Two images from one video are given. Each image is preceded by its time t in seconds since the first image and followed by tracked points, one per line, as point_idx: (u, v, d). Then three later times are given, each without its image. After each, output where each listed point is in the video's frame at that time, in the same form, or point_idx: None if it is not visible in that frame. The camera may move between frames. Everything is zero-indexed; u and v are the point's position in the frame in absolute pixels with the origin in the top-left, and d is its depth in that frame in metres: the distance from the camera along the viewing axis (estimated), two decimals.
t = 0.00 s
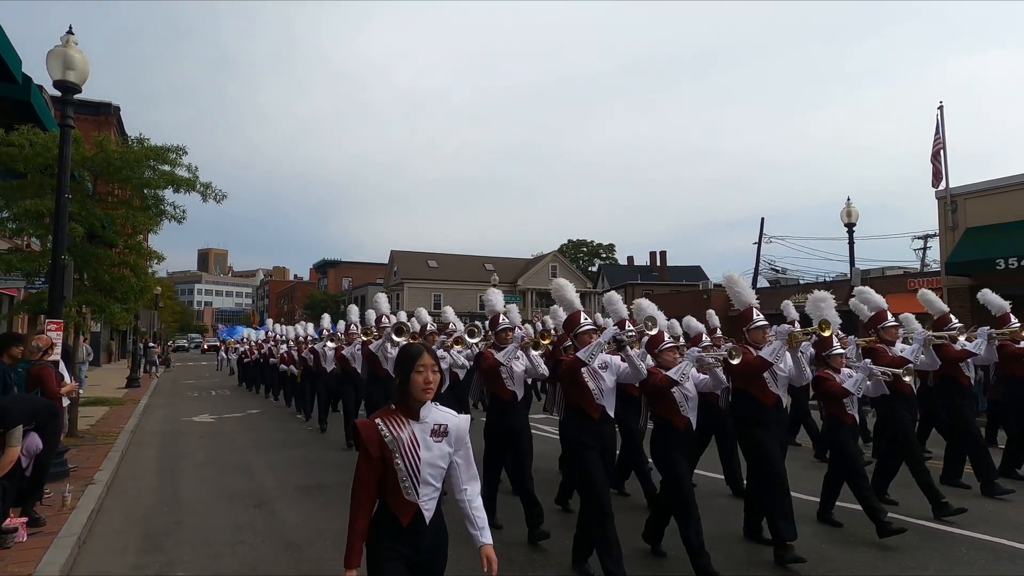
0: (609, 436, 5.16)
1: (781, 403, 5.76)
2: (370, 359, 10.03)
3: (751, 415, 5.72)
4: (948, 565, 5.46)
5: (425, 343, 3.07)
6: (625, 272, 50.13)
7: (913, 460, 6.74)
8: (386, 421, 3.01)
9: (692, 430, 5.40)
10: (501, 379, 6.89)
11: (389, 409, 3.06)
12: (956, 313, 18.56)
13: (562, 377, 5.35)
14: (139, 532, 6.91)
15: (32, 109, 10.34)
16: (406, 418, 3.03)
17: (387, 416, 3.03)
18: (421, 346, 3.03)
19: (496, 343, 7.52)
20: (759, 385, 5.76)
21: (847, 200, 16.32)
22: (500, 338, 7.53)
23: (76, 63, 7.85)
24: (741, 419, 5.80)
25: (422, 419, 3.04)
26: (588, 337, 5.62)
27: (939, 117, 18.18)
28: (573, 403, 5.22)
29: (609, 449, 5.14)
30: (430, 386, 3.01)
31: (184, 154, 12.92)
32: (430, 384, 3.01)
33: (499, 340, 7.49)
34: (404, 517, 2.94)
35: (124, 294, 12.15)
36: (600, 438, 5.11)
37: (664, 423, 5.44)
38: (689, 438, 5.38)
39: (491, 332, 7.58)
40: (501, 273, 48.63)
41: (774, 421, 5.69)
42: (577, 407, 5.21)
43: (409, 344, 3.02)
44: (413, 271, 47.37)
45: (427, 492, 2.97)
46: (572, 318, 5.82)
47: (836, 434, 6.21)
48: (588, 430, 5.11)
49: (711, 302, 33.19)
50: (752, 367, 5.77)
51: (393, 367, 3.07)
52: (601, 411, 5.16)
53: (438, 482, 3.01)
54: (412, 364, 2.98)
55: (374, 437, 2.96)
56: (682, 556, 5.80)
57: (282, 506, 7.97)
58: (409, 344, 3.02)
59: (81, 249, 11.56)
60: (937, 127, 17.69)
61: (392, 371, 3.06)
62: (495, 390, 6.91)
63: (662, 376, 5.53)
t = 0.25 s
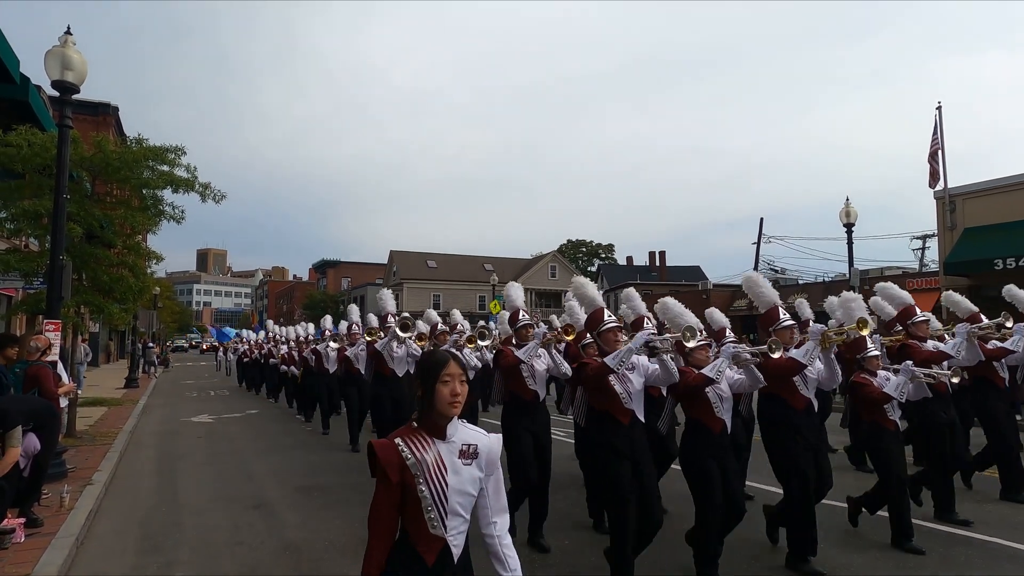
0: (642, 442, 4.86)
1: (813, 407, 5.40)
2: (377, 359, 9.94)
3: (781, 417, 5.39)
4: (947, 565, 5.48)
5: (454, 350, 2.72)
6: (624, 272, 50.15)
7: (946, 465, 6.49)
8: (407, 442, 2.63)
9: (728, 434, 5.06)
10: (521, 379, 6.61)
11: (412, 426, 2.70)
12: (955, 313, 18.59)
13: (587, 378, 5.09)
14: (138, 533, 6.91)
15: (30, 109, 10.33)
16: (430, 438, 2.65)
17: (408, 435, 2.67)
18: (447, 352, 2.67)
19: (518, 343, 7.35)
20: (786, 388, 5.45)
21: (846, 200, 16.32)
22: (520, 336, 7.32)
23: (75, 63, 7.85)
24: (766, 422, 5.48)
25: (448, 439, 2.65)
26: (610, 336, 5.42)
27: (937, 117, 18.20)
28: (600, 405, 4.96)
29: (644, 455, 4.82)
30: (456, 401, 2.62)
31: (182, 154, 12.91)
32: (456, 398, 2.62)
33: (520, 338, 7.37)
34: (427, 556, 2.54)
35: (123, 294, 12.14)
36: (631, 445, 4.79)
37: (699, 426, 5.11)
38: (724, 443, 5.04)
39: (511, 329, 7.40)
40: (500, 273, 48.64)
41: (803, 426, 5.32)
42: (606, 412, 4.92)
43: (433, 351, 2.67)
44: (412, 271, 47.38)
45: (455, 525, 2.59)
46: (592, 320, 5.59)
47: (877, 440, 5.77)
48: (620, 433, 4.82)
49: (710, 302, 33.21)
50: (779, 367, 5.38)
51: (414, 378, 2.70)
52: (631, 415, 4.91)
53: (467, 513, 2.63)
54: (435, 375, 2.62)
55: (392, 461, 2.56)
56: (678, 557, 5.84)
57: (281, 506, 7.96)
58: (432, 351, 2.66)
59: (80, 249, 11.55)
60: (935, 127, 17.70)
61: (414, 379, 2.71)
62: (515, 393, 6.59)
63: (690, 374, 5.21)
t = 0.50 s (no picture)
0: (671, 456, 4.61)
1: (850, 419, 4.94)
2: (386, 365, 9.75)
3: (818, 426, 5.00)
4: (944, 567, 5.51)
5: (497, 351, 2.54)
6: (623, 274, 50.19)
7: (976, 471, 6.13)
8: (447, 456, 2.41)
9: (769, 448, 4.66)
10: (542, 385, 6.50)
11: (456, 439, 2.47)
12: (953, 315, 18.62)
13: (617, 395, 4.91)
14: (136, 535, 6.91)
15: (28, 112, 10.33)
16: (474, 452, 2.44)
17: (447, 448, 2.45)
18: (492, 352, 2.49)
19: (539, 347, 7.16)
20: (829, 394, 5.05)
21: (844, 203, 16.34)
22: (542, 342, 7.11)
23: (73, 67, 7.85)
24: (796, 431, 5.15)
25: (491, 452, 2.45)
26: (643, 339, 5.27)
27: (935, 120, 18.24)
28: (631, 418, 4.76)
29: (679, 471, 4.56)
30: (503, 409, 2.41)
31: (181, 156, 12.92)
32: (503, 404, 2.42)
33: (540, 343, 7.16)
34: None
35: (121, 297, 12.15)
36: (666, 464, 4.57)
37: (735, 437, 4.68)
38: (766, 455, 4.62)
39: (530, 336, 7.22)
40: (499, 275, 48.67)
41: (837, 433, 4.86)
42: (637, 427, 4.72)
43: (476, 352, 2.49)
44: (411, 273, 47.39)
45: (500, 551, 2.38)
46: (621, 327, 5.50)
47: (913, 447, 5.56)
48: (655, 448, 4.60)
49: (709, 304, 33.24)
50: (820, 375, 5.10)
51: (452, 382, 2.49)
52: (664, 429, 4.67)
53: (512, 537, 2.42)
54: (478, 379, 2.41)
55: (431, 476, 2.34)
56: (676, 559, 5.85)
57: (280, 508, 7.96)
58: (473, 352, 2.47)
59: (78, 252, 11.55)
60: (932, 130, 17.74)
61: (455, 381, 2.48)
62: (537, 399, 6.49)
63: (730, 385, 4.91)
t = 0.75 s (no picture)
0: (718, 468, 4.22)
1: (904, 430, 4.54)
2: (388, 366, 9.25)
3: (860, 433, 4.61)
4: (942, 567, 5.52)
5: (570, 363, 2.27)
6: (621, 274, 50.21)
7: (1007, 475, 5.66)
8: (512, 485, 2.15)
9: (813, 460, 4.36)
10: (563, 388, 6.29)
11: (520, 468, 2.20)
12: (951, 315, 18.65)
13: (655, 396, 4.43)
14: (134, 536, 6.90)
15: (26, 112, 10.32)
16: (545, 482, 2.17)
17: (511, 476, 2.18)
18: (565, 365, 2.23)
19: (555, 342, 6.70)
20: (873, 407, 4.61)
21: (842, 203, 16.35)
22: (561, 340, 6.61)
23: (70, 67, 7.84)
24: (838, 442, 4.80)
25: (566, 482, 2.19)
26: (686, 336, 4.64)
27: (932, 121, 18.27)
28: (671, 424, 4.27)
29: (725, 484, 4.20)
30: (578, 432, 2.15)
31: (179, 157, 12.92)
32: (578, 425, 2.15)
33: (557, 339, 6.86)
34: None
35: (119, 297, 12.13)
36: (710, 469, 4.19)
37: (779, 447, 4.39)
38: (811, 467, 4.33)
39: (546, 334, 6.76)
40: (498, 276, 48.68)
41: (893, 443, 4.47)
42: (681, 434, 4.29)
43: (545, 364, 2.22)
44: (410, 273, 47.37)
45: None
46: (658, 322, 4.83)
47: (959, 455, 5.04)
48: (696, 457, 4.20)
49: (707, 304, 33.27)
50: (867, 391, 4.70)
51: (516, 397, 2.24)
52: (711, 435, 4.27)
53: None
54: (549, 396, 2.15)
55: (494, 506, 2.08)
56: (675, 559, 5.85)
57: (278, 509, 7.95)
58: (543, 366, 2.21)
59: (75, 252, 11.53)
60: (930, 130, 17.76)
61: (521, 398, 2.20)
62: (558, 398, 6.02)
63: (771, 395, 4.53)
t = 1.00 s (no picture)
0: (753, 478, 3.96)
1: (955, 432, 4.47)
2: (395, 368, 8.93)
3: (907, 433, 4.58)
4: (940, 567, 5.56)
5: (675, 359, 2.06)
6: (622, 274, 50.24)
7: None
8: (618, 511, 1.86)
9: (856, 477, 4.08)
10: (588, 393, 5.46)
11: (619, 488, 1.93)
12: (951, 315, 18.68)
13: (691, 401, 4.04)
14: (135, 536, 6.92)
15: (27, 113, 10.32)
16: (655, 506, 1.90)
17: (616, 499, 1.90)
18: (674, 361, 2.01)
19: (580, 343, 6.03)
20: (923, 410, 4.51)
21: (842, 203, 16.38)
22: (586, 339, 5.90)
23: (72, 68, 7.85)
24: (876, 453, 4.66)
25: (681, 509, 1.93)
26: (733, 339, 4.19)
27: (932, 122, 18.29)
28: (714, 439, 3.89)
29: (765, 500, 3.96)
30: (697, 439, 1.89)
31: (180, 157, 12.94)
32: (696, 432, 1.90)
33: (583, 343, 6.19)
34: None
35: (120, 298, 12.14)
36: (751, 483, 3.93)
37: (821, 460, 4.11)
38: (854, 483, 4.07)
39: (572, 335, 6.27)
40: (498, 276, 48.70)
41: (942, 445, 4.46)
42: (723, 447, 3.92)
43: (649, 362, 1.98)
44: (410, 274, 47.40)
45: None
46: (702, 326, 4.35)
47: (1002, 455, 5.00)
48: (732, 467, 3.90)
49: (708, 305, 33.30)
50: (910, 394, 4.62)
51: (616, 399, 2.01)
52: (756, 449, 3.92)
53: None
54: (657, 398, 1.92)
55: (598, 535, 1.79)
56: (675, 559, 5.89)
57: (279, 509, 7.98)
58: (644, 363, 2.00)
59: (76, 253, 11.53)
60: (930, 130, 17.78)
61: (619, 404, 2.00)
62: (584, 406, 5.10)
63: (817, 410, 4.26)
